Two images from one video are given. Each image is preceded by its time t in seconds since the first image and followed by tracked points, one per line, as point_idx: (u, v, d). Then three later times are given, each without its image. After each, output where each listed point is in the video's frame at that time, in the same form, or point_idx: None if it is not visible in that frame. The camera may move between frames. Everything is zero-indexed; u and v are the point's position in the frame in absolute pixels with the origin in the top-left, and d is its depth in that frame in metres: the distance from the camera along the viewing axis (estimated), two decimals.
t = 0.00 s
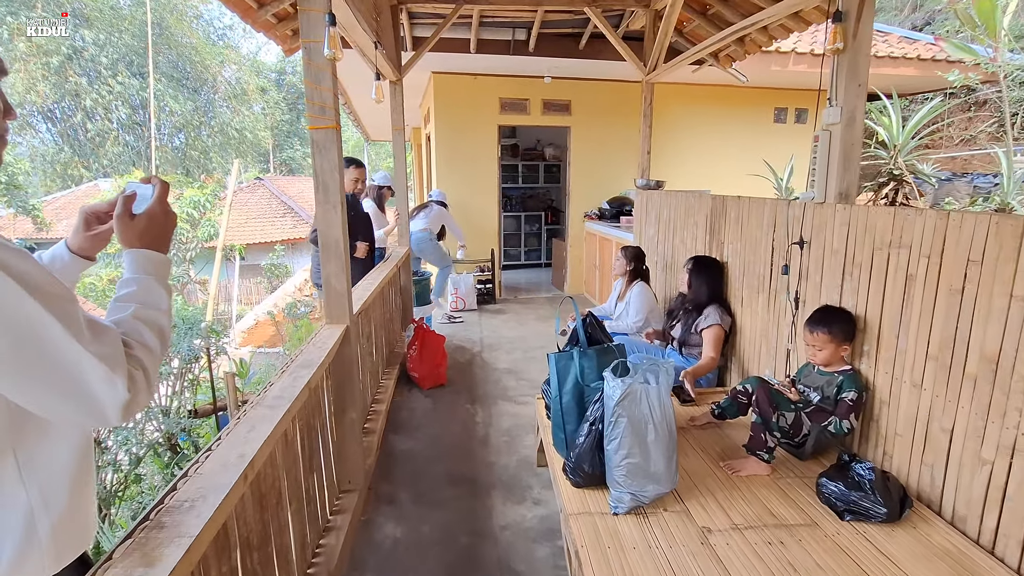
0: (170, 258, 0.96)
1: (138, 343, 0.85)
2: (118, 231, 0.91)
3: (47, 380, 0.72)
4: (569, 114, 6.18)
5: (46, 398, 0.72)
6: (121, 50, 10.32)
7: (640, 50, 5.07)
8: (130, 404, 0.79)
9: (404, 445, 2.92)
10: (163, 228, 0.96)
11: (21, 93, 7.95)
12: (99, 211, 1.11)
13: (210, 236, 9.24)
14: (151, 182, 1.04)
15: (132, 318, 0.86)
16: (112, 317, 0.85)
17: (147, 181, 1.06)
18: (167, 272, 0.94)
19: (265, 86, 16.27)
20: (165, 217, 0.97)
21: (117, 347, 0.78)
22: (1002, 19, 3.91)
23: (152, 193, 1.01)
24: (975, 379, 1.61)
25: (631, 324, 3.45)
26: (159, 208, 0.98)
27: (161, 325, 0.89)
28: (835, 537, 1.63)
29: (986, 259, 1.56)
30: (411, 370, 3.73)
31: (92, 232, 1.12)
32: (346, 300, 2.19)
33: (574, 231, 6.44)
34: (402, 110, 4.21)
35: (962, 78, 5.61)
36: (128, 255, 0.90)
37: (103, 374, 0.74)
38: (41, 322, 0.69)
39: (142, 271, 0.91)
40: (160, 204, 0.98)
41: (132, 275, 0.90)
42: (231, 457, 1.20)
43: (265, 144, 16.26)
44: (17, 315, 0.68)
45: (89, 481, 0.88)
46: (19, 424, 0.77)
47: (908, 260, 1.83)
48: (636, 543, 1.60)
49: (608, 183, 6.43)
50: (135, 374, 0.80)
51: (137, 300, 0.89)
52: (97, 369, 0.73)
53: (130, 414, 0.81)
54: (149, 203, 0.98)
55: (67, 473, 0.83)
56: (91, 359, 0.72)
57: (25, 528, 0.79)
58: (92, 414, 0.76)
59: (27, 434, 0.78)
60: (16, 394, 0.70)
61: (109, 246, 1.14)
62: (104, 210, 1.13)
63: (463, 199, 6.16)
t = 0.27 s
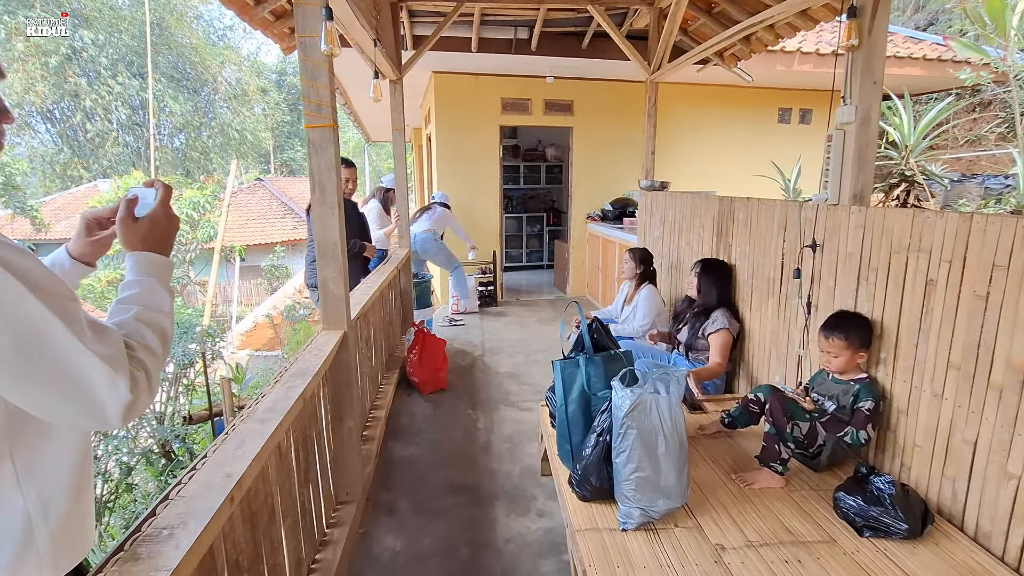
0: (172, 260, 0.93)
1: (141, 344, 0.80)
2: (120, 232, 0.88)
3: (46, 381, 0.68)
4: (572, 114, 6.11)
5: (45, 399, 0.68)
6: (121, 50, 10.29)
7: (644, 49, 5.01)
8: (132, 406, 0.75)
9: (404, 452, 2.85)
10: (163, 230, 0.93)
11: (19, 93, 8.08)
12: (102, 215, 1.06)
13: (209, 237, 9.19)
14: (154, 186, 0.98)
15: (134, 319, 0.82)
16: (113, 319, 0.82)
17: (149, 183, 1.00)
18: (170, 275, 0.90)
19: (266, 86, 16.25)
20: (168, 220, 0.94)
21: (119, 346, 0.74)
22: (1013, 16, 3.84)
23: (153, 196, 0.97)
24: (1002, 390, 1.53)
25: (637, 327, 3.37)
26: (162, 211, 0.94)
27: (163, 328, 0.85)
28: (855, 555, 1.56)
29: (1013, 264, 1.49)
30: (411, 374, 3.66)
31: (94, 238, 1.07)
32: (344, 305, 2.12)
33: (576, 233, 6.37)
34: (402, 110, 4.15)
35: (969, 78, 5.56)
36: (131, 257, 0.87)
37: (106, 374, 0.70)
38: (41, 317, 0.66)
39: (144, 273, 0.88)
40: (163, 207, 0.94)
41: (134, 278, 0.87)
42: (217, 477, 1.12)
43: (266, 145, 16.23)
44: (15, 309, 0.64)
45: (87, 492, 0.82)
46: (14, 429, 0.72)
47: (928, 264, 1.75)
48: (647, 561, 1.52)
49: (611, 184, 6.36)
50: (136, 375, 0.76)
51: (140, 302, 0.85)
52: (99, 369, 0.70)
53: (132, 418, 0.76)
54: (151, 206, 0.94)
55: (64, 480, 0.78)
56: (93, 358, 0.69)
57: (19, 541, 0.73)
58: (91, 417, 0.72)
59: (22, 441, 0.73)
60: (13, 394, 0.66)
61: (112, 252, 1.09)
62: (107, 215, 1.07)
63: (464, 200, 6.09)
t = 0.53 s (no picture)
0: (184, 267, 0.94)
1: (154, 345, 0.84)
2: (133, 243, 0.90)
3: (61, 387, 0.73)
4: (585, 116, 6.03)
5: (64, 403, 0.74)
6: (139, 54, 10.40)
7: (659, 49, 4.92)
8: (141, 406, 0.80)
9: (412, 460, 2.79)
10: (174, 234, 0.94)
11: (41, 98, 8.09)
12: (120, 225, 1.09)
13: (224, 239, 9.25)
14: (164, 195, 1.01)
15: (146, 324, 0.85)
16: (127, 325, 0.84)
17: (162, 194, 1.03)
18: (182, 281, 0.91)
19: (281, 89, 16.36)
20: (178, 227, 0.95)
21: (130, 352, 0.78)
22: None
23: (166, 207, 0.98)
24: None
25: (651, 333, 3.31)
26: (172, 220, 0.95)
27: (174, 332, 0.87)
28: None
29: None
30: (421, 380, 3.60)
31: (116, 246, 1.10)
32: (351, 312, 2.06)
33: (590, 235, 6.28)
34: (414, 112, 4.10)
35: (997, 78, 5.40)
36: (144, 264, 0.89)
37: (116, 379, 0.75)
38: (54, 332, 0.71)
39: (158, 280, 0.89)
40: (173, 216, 0.95)
41: (148, 283, 0.88)
42: (208, 502, 1.09)
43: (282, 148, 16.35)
44: (33, 325, 0.70)
45: (114, 475, 0.93)
46: (47, 423, 0.83)
47: (963, 273, 1.65)
48: None
49: (626, 187, 6.27)
50: (146, 377, 0.80)
51: (151, 308, 0.87)
52: (110, 374, 0.75)
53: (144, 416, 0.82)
54: (162, 216, 0.95)
55: (89, 466, 0.88)
56: (103, 365, 0.74)
57: (53, 519, 0.85)
58: (105, 417, 0.78)
59: (52, 431, 0.84)
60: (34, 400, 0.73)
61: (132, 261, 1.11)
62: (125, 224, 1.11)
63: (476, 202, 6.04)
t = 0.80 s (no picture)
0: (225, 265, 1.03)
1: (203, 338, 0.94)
2: (182, 247, 0.98)
3: (122, 375, 0.82)
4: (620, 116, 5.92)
5: (128, 391, 0.83)
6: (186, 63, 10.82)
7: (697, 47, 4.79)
8: (192, 392, 0.89)
9: (441, 468, 2.76)
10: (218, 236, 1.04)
11: (96, 106, 8.80)
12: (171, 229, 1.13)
13: (264, 242, 9.49)
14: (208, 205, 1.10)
15: (195, 319, 0.94)
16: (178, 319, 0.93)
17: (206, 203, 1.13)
18: (223, 279, 1.01)
19: (320, 95, 16.77)
20: (219, 230, 1.03)
21: (182, 345, 0.87)
22: None
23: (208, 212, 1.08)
24: None
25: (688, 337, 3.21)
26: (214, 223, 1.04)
27: (218, 326, 0.97)
28: None
29: None
30: (451, 385, 3.58)
31: (167, 248, 1.15)
32: (380, 320, 2.04)
33: (623, 238, 6.16)
34: (446, 115, 4.08)
35: None
36: (192, 267, 0.97)
37: (170, 369, 0.83)
38: (119, 328, 0.79)
39: (204, 279, 0.98)
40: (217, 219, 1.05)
41: (194, 283, 0.97)
42: (231, 519, 1.07)
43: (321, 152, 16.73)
44: (103, 321, 0.78)
45: (172, 454, 1.00)
46: (114, 402, 0.89)
47: None
48: None
49: (662, 189, 6.12)
50: (195, 367, 0.89)
51: (198, 305, 0.96)
52: (166, 365, 0.83)
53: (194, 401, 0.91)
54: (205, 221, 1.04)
55: (152, 440, 0.96)
56: (160, 357, 0.82)
57: (124, 490, 0.92)
58: (162, 402, 0.87)
59: (119, 409, 0.90)
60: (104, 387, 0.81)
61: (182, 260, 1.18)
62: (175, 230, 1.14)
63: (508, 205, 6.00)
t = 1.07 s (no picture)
0: (259, 264, 1.17)
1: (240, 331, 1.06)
2: (222, 246, 1.12)
3: (173, 363, 0.92)
4: (647, 116, 5.82)
5: (176, 374, 0.93)
6: (220, 69, 11.11)
7: (727, 44, 4.67)
8: (230, 377, 1.01)
9: (465, 473, 2.73)
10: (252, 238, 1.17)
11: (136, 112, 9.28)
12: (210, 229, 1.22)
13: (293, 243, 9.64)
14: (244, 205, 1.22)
15: (233, 312, 1.07)
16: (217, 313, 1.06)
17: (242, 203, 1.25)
18: (257, 277, 1.15)
19: (349, 98, 17.01)
20: (255, 232, 1.17)
21: (219, 334, 0.99)
22: None
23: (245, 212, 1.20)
24: None
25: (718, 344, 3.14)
26: (250, 224, 1.17)
27: (252, 320, 1.11)
28: None
29: None
30: (475, 388, 3.55)
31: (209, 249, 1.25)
32: (404, 324, 2.02)
33: (650, 240, 6.05)
34: (471, 117, 4.06)
35: None
36: (230, 263, 1.11)
37: (215, 357, 0.95)
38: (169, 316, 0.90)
39: (240, 276, 1.12)
40: (252, 221, 1.17)
41: (234, 278, 1.11)
42: (250, 529, 1.06)
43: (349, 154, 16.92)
44: (155, 309, 0.88)
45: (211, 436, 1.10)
46: (161, 390, 0.99)
47: None
48: None
49: (691, 189, 5.99)
50: (233, 355, 1.02)
51: (236, 299, 1.10)
52: (211, 352, 0.95)
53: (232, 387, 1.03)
54: (242, 222, 1.17)
55: (194, 425, 1.05)
56: (206, 345, 0.94)
57: (171, 470, 1.01)
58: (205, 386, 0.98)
59: (165, 397, 0.99)
60: (155, 371, 0.91)
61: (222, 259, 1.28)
62: (211, 230, 1.22)
63: (534, 206, 5.95)
